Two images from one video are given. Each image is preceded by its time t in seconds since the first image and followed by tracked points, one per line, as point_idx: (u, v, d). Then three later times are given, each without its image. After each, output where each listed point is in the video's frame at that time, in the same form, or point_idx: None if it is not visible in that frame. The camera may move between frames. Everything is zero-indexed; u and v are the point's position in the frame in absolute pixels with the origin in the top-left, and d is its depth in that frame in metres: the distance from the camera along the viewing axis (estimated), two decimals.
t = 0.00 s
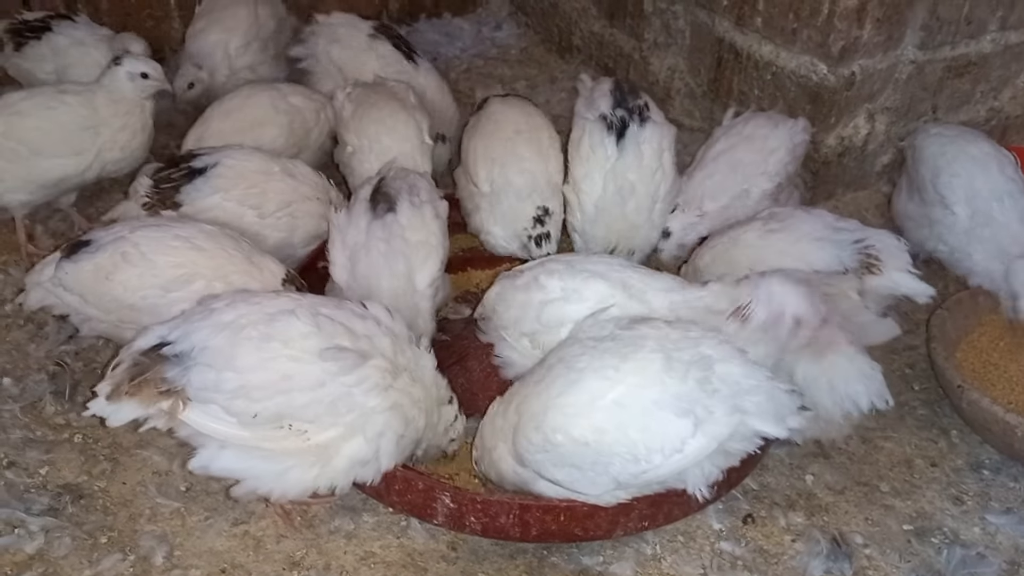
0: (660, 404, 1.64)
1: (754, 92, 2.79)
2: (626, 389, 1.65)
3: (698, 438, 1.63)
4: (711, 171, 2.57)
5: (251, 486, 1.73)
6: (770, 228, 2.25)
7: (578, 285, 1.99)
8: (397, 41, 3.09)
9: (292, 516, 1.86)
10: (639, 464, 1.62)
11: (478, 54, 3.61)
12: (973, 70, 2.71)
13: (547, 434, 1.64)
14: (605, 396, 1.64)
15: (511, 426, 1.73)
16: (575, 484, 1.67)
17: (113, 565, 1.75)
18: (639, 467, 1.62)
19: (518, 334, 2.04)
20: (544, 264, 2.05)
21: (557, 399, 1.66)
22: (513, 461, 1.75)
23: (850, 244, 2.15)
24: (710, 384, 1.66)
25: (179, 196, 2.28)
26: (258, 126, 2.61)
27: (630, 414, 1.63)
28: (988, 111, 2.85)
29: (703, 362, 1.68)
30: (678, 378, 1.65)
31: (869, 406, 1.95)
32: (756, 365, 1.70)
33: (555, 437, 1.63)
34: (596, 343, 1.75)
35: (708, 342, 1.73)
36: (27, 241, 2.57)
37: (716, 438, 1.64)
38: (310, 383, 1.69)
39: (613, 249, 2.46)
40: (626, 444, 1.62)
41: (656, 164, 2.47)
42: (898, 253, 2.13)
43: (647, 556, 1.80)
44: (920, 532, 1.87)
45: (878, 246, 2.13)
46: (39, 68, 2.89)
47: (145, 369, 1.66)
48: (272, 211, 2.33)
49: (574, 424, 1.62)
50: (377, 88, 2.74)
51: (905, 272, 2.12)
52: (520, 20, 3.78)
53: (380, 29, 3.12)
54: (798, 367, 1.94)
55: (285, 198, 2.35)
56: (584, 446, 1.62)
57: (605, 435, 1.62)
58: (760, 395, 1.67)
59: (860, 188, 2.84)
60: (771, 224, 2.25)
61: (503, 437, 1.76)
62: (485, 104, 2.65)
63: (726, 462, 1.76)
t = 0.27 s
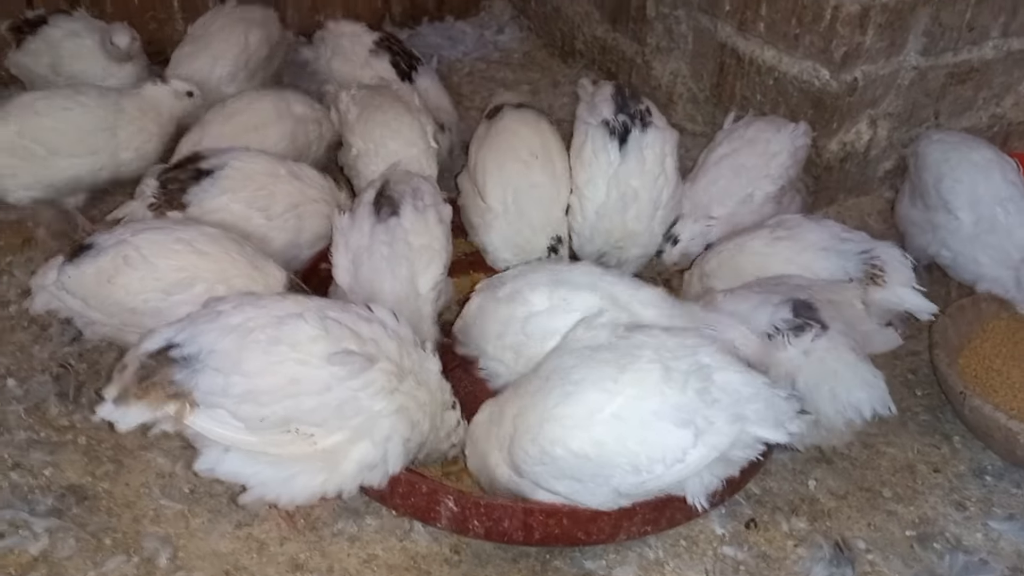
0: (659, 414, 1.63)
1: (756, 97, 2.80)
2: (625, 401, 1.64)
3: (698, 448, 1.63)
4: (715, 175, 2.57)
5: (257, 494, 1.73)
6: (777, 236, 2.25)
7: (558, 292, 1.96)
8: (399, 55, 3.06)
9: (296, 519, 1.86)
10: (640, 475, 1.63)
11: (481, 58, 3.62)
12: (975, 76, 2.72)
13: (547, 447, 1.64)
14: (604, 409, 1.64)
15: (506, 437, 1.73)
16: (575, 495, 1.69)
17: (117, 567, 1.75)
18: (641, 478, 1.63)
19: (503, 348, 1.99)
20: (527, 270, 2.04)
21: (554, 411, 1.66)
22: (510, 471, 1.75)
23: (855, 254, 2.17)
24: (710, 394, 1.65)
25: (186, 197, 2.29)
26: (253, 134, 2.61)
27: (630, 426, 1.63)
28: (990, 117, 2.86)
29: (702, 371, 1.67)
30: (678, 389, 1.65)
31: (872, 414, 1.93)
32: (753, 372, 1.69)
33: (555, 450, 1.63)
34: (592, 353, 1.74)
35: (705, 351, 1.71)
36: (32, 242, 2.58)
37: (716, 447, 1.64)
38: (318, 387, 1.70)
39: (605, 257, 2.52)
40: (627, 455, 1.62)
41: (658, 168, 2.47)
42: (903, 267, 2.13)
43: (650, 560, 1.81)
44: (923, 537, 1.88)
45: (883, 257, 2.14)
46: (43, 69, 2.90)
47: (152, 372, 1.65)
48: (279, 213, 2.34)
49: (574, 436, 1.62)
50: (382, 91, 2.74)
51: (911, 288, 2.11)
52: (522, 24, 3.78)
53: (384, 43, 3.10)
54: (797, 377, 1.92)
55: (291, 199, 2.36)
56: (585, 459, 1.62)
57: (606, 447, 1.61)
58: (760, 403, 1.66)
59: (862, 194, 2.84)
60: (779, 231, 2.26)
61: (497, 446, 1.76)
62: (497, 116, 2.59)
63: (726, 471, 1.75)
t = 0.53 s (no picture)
0: (664, 434, 1.64)
1: (760, 107, 2.81)
2: (630, 420, 1.64)
3: (702, 466, 1.65)
4: (721, 185, 2.57)
5: (261, 501, 1.75)
6: (785, 246, 2.27)
7: (542, 330, 1.95)
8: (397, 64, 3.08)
9: (301, 527, 1.87)
10: (644, 492, 1.66)
11: (486, 68, 3.64)
12: (978, 86, 2.73)
13: (551, 463, 1.65)
14: (610, 427, 1.64)
15: (506, 451, 1.74)
16: (578, 511, 1.70)
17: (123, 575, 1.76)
18: (646, 495, 1.66)
19: (491, 391, 1.95)
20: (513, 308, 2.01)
21: (558, 427, 1.66)
22: (509, 483, 1.76)
23: (862, 267, 2.19)
24: (714, 413, 1.66)
25: (196, 205, 2.31)
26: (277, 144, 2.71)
27: (634, 445, 1.63)
28: (994, 127, 2.87)
29: (705, 391, 1.68)
30: (682, 409, 1.65)
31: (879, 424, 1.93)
32: (756, 390, 1.70)
33: (559, 466, 1.64)
34: (596, 369, 1.73)
35: (707, 366, 1.72)
36: (39, 251, 2.60)
37: (720, 464, 1.65)
38: (321, 396, 1.71)
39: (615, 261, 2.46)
40: (632, 474, 1.64)
41: (663, 176, 2.49)
42: (910, 288, 2.13)
43: (654, 569, 1.81)
44: (925, 547, 1.88)
45: (891, 270, 2.16)
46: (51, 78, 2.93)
47: (157, 380, 1.67)
48: (287, 220, 2.36)
49: (580, 455, 1.63)
50: (390, 100, 2.76)
51: (915, 306, 2.09)
52: (527, 34, 3.80)
53: (384, 52, 3.11)
54: (805, 385, 1.94)
55: (299, 207, 2.39)
56: (589, 474, 1.63)
57: (611, 464, 1.63)
58: (762, 420, 1.68)
59: (866, 203, 2.85)
60: (786, 242, 2.27)
61: (496, 459, 1.77)
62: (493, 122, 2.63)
63: (727, 486, 1.78)
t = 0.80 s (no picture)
0: (670, 447, 1.64)
1: (760, 117, 2.82)
2: (637, 434, 1.64)
3: (708, 479, 1.65)
4: (723, 195, 2.58)
5: (261, 506, 1.74)
6: (783, 256, 2.27)
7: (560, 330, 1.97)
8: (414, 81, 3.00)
9: (299, 534, 1.87)
10: (649, 505, 1.65)
11: (487, 76, 3.65)
12: (978, 97, 2.74)
13: (557, 475, 1.65)
14: (616, 440, 1.64)
15: (505, 458, 1.74)
16: (580, 521, 1.69)
17: None
18: (651, 508, 1.66)
19: (501, 381, 1.98)
20: (530, 306, 2.04)
21: (563, 438, 1.66)
22: (506, 493, 1.75)
23: (862, 274, 2.18)
24: (721, 427, 1.67)
25: (199, 209, 2.32)
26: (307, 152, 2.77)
27: (641, 458, 1.63)
28: (993, 137, 2.87)
29: (710, 404, 1.69)
30: (688, 421, 1.66)
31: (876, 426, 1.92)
32: (760, 403, 1.71)
33: (565, 479, 1.64)
34: (601, 382, 1.72)
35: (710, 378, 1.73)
36: (40, 257, 2.60)
37: (726, 477, 1.66)
38: (323, 399, 1.71)
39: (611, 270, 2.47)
40: (639, 488, 1.64)
41: (661, 185, 2.48)
42: (909, 301, 2.10)
43: None
44: (925, 556, 1.88)
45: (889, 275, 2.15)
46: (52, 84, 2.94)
47: (158, 386, 1.66)
48: (290, 224, 2.37)
49: (585, 467, 1.63)
50: (390, 108, 2.76)
51: (909, 317, 2.07)
52: (528, 43, 3.82)
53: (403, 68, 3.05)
54: (801, 389, 1.94)
55: (301, 212, 2.39)
56: (595, 487, 1.63)
57: (617, 478, 1.63)
58: (767, 433, 1.68)
59: (866, 213, 2.86)
60: (785, 252, 2.27)
61: (492, 468, 1.77)
62: (489, 128, 2.63)
63: (730, 497, 1.76)
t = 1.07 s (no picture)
0: (669, 450, 1.63)
1: (761, 129, 2.82)
2: (636, 433, 1.64)
3: (707, 484, 1.63)
4: (727, 207, 2.57)
5: (258, 518, 1.74)
6: (784, 269, 2.26)
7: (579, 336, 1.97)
8: (424, 95, 2.98)
9: (299, 547, 1.86)
10: (646, 508, 1.63)
11: (488, 88, 3.65)
12: (979, 110, 2.74)
13: (554, 474, 1.64)
14: (615, 439, 1.64)
15: (507, 461, 1.73)
16: (578, 527, 1.68)
17: None
18: (647, 512, 1.63)
19: (517, 381, 1.98)
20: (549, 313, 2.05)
21: (563, 439, 1.66)
22: (507, 494, 1.74)
23: (865, 285, 2.18)
24: (720, 429, 1.66)
25: (204, 216, 2.31)
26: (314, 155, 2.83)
27: (639, 458, 1.62)
28: (994, 150, 2.87)
29: (711, 407, 1.68)
30: (687, 423, 1.65)
31: (881, 445, 1.91)
32: (761, 407, 1.70)
33: (563, 477, 1.63)
34: (602, 383, 1.73)
35: (714, 382, 1.72)
36: (40, 266, 2.60)
37: (726, 482, 1.64)
38: (320, 412, 1.70)
39: (594, 279, 2.51)
40: (636, 488, 1.62)
41: (662, 198, 2.48)
42: (912, 310, 2.10)
43: None
44: (928, 571, 1.87)
45: (891, 288, 2.14)
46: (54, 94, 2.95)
47: (156, 398, 1.65)
48: (294, 233, 2.36)
49: (583, 465, 1.62)
50: (391, 118, 2.77)
51: (914, 332, 2.07)
52: (529, 55, 3.82)
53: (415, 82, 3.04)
54: (806, 408, 1.94)
55: (306, 221, 2.39)
56: (592, 487, 1.62)
57: (614, 477, 1.61)
58: (768, 438, 1.67)
59: (867, 226, 2.85)
60: (785, 264, 2.27)
61: (497, 470, 1.75)
62: (492, 139, 2.64)
63: (731, 504, 1.76)
